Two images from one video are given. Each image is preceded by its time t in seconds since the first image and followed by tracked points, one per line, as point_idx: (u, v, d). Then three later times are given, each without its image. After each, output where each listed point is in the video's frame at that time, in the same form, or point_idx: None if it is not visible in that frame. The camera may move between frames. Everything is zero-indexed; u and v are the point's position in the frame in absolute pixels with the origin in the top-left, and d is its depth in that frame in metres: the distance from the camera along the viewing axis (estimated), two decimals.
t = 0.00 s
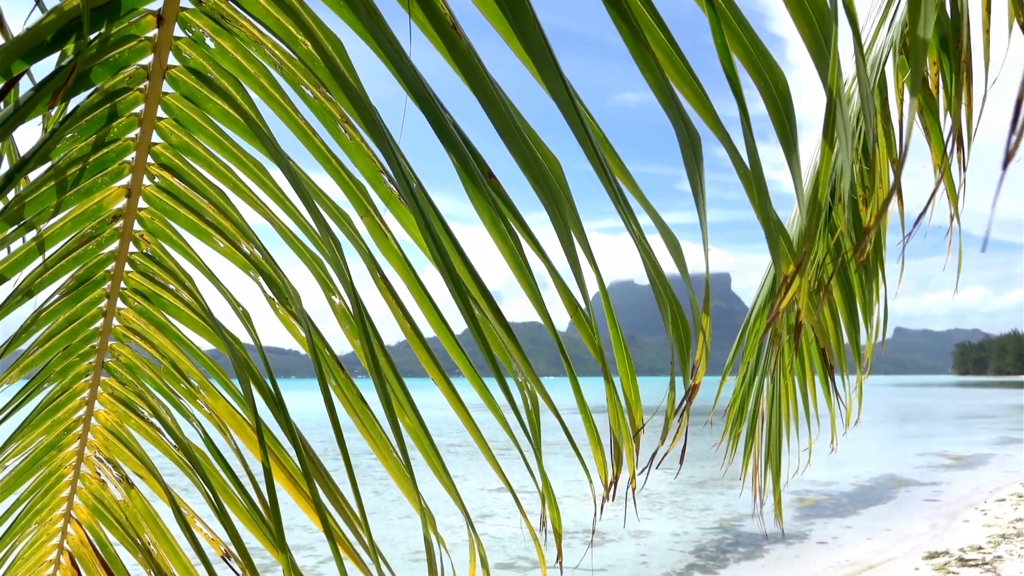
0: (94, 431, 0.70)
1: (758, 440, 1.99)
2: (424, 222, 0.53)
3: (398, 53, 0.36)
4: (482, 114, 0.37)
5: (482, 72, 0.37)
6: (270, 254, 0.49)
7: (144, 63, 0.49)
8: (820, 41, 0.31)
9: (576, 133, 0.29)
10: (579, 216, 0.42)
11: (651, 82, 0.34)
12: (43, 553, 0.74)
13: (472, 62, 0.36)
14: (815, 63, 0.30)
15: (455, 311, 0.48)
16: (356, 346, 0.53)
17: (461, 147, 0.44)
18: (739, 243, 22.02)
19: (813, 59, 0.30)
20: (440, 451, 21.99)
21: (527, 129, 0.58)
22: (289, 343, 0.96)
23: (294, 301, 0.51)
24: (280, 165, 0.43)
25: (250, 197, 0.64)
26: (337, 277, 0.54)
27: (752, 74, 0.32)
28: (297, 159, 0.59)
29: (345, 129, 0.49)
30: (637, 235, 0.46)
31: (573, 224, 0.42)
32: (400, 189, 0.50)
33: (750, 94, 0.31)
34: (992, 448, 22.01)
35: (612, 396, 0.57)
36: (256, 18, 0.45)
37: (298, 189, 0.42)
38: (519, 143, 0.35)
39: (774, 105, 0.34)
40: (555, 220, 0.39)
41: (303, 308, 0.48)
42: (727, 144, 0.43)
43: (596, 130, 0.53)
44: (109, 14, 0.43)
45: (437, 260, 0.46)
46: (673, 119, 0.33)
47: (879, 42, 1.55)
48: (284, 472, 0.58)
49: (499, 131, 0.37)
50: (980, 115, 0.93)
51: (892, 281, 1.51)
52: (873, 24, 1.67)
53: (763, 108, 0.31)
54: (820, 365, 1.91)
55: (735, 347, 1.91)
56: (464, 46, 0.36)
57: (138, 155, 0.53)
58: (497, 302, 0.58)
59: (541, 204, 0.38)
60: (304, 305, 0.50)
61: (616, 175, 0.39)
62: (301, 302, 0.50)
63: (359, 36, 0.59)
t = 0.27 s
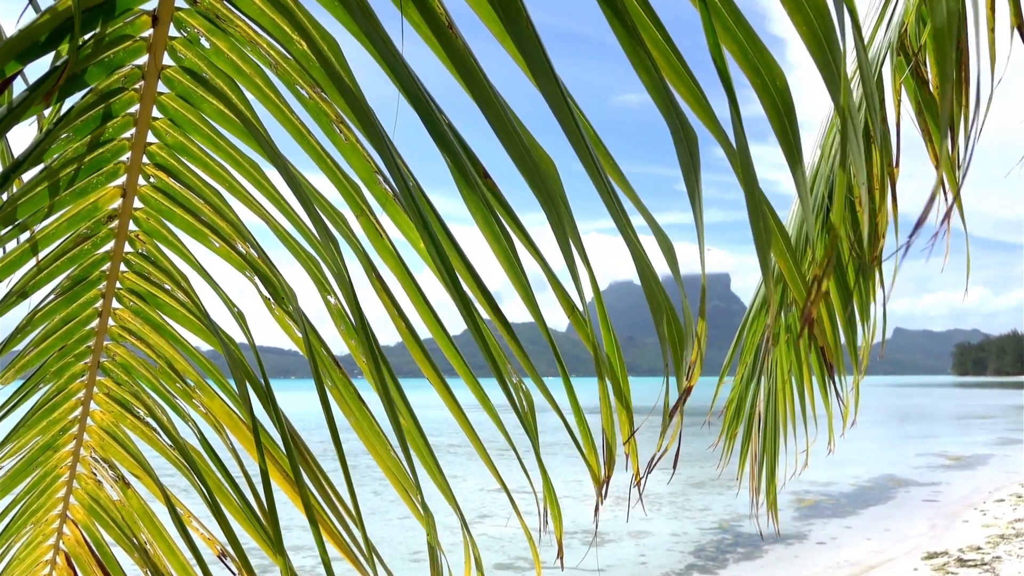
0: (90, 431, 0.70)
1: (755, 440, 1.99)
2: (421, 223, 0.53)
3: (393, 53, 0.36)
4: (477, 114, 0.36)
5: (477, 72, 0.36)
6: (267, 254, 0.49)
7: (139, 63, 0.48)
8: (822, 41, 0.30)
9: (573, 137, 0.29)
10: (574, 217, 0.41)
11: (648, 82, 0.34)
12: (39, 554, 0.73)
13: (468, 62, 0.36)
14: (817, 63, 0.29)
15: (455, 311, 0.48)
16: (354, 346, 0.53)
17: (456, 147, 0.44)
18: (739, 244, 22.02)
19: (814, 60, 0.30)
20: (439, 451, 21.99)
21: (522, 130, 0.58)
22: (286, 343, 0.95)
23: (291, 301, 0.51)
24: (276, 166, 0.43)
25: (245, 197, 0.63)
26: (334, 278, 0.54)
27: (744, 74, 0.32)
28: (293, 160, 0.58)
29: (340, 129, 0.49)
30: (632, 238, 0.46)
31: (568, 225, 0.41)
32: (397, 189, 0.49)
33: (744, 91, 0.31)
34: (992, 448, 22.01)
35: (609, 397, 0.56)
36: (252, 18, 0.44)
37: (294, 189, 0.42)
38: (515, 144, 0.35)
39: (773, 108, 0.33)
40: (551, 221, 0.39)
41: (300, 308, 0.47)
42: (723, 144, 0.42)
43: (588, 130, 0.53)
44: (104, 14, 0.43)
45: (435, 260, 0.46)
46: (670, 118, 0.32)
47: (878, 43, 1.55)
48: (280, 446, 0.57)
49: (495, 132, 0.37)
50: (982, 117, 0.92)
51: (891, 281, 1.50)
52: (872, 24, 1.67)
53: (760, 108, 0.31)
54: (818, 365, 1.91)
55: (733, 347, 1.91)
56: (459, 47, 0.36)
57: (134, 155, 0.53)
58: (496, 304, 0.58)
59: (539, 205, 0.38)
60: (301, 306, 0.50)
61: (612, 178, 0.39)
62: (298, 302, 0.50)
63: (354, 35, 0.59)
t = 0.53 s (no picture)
0: (86, 432, 0.69)
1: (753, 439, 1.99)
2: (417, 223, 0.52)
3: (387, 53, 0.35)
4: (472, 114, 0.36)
5: (471, 72, 0.36)
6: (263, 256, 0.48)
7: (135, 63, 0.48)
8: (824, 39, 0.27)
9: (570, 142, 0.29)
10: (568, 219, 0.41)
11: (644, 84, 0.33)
12: (36, 555, 0.73)
13: (462, 62, 0.36)
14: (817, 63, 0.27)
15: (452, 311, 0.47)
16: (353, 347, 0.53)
17: (450, 146, 0.44)
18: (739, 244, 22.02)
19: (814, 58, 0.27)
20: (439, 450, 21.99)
21: (517, 130, 0.58)
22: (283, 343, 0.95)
23: (287, 302, 0.51)
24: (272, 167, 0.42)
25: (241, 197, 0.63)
26: (330, 279, 0.54)
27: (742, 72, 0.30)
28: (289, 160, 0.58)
29: (336, 130, 0.49)
30: (627, 239, 0.45)
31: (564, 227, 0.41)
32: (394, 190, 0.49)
33: (751, 86, 0.30)
34: (992, 448, 22.01)
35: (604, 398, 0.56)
36: (247, 18, 0.44)
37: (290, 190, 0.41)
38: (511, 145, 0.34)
39: (775, 106, 0.31)
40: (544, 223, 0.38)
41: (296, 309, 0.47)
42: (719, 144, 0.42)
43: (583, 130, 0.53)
44: (99, 14, 0.42)
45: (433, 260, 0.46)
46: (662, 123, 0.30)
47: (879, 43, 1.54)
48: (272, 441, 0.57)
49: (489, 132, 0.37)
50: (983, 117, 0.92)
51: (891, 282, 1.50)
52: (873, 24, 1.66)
53: (762, 110, 0.30)
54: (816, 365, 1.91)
55: (732, 347, 1.91)
56: (453, 47, 0.35)
57: (130, 156, 0.52)
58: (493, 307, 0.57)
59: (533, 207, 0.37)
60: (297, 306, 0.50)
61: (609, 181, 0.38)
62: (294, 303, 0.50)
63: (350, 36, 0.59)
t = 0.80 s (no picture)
0: (82, 432, 0.69)
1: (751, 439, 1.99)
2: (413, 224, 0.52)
3: (381, 52, 0.35)
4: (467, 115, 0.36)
5: (466, 72, 0.36)
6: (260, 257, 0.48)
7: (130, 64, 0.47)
8: (822, 37, 0.27)
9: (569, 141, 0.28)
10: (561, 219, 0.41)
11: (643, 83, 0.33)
12: (31, 555, 0.73)
13: (457, 62, 0.35)
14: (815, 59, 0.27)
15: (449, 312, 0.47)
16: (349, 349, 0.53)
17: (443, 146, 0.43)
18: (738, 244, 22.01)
19: (812, 56, 0.27)
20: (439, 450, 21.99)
21: (511, 131, 0.57)
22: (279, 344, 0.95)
23: (284, 302, 0.51)
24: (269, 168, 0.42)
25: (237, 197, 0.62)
26: (327, 280, 0.54)
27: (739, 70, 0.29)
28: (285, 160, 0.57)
29: (332, 131, 0.48)
30: (624, 239, 0.45)
31: (555, 228, 0.41)
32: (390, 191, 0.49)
33: (748, 85, 0.29)
34: (992, 448, 22.01)
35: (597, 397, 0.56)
36: (243, 19, 0.43)
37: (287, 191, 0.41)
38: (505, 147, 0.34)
39: (772, 103, 0.31)
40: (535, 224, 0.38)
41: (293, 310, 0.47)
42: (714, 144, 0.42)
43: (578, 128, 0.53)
44: (93, 14, 0.42)
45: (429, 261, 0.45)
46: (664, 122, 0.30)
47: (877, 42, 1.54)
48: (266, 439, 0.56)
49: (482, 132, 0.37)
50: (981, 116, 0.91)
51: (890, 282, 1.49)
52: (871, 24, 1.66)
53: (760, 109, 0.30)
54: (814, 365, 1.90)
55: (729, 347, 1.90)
56: (448, 47, 0.35)
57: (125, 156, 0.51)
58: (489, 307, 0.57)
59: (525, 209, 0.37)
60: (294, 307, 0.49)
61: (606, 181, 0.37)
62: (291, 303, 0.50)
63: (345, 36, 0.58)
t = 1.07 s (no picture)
0: (78, 433, 0.68)
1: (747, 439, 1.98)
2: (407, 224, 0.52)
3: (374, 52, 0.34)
4: (461, 115, 0.35)
5: (460, 74, 0.36)
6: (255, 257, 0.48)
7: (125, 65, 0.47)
8: (814, 34, 0.27)
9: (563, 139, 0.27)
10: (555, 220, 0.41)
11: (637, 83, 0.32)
12: (28, 556, 0.73)
13: (451, 63, 0.35)
14: (809, 57, 0.27)
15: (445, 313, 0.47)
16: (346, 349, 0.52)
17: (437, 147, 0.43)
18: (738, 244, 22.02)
19: (806, 55, 0.27)
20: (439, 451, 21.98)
21: (506, 131, 0.57)
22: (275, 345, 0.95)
23: (280, 303, 0.50)
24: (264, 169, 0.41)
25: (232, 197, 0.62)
26: (323, 281, 0.54)
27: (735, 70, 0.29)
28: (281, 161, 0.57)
29: (327, 131, 0.48)
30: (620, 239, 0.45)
31: (549, 229, 0.41)
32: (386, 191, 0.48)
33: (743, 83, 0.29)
34: (992, 448, 22.01)
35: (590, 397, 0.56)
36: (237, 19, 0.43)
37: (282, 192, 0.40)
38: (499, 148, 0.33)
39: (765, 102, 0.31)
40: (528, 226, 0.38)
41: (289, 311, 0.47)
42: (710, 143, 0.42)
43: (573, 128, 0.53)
44: (87, 15, 0.42)
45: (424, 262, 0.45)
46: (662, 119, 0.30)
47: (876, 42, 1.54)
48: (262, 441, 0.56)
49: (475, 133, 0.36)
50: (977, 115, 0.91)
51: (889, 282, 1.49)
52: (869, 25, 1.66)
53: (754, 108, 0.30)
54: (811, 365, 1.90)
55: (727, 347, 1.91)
56: (443, 48, 0.34)
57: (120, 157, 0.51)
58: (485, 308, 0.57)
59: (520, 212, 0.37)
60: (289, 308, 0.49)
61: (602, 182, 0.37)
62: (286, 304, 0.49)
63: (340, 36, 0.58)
